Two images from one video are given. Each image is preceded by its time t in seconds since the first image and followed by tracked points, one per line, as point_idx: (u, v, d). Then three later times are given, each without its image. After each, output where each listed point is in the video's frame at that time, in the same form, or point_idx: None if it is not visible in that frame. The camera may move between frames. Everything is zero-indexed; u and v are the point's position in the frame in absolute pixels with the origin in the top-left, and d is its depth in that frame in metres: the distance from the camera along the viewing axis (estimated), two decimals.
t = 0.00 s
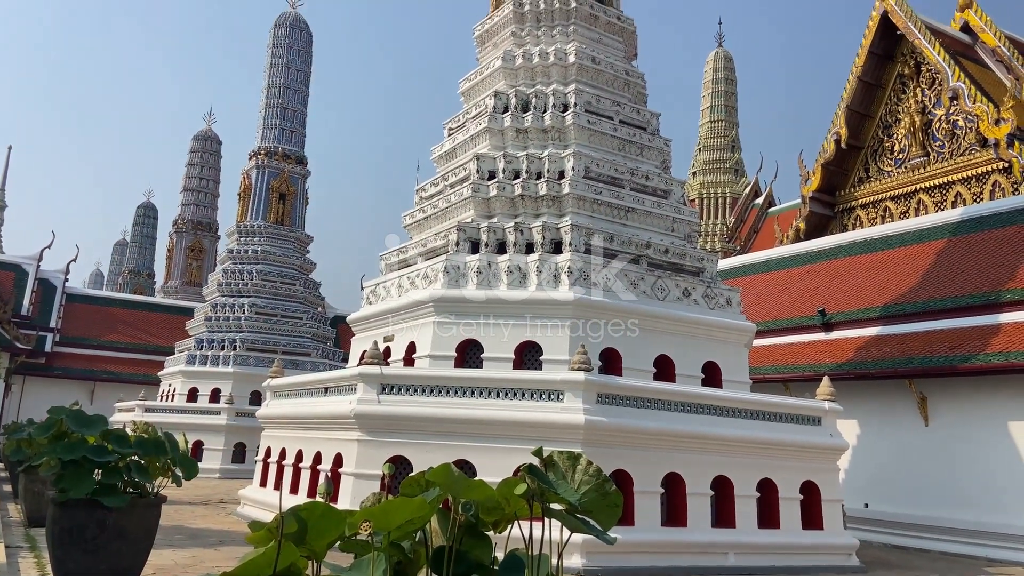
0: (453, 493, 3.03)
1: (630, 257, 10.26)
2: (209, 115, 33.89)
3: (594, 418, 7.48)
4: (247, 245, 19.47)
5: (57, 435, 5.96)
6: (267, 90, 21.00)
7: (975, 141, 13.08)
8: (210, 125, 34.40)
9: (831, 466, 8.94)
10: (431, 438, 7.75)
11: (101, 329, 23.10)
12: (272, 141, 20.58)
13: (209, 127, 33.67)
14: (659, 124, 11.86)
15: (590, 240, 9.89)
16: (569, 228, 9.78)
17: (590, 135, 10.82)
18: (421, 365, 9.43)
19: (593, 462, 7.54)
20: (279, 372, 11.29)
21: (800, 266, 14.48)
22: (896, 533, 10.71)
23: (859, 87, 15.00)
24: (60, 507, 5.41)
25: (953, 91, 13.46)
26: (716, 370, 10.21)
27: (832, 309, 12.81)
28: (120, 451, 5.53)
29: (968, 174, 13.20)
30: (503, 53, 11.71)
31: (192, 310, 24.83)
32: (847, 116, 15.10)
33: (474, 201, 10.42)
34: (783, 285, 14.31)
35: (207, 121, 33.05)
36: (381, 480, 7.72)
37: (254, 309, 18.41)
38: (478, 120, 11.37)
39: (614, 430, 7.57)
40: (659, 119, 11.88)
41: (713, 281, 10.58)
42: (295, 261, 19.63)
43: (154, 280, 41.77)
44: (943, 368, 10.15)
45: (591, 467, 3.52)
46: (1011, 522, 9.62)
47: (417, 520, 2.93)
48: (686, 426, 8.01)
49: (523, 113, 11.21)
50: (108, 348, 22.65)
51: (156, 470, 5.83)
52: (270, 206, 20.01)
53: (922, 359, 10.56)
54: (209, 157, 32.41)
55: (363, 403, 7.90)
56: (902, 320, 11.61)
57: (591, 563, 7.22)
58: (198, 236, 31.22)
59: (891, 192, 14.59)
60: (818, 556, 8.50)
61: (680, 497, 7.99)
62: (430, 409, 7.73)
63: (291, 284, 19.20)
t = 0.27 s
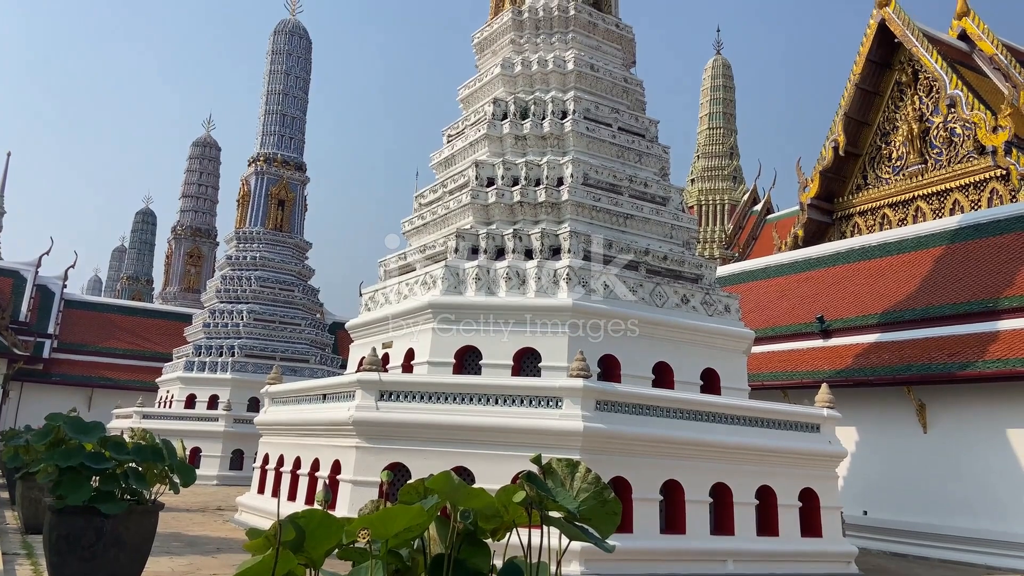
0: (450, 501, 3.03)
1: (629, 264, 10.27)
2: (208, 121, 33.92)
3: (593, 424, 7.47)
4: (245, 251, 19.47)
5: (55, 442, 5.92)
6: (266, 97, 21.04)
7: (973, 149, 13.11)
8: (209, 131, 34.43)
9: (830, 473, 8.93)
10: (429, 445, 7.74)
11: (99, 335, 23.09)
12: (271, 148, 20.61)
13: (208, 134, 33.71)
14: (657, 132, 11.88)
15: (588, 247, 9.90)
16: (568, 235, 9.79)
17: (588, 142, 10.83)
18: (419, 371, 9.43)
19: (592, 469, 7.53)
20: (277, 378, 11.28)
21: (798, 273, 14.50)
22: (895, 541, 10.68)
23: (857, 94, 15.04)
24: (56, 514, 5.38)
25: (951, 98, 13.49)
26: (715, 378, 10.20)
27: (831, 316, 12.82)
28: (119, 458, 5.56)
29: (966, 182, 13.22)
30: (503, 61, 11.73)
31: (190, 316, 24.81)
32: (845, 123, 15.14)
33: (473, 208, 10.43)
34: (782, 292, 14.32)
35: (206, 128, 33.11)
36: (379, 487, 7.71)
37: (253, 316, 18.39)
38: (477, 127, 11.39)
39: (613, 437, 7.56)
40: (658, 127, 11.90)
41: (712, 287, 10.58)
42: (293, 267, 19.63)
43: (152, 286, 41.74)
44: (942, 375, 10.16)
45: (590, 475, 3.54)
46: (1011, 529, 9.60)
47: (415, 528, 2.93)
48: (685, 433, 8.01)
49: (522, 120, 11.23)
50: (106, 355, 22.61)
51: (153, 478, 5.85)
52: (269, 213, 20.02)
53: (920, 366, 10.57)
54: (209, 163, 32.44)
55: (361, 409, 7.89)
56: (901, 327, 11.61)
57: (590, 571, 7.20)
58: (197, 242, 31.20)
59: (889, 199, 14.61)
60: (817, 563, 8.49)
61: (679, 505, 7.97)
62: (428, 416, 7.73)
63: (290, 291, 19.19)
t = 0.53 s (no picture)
0: (449, 508, 3.03)
1: (628, 269, 10.27)
2: (207, 126, 33.93)
3: (592, 430, 7.46)
4: (244, 257, 19.46)
5: (53, 448, 5.89)
6: (266, 103, 21.07)
7: (972, 155, 13.13)
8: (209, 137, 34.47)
9: (828, 479, 8.92)
10: (428, 451, 7.72)
11: (98, 340, 23.04)
12: (270, 153, 20.63)
13: (207, 139, 33.75)
14: (656, 137, 11.89)
15: (587, 252, 9.90)
16: (566, 240, 9.79)
17: (587, 148, 10.85)
18: (418, 377, 9.42)
19: (591, 475, 7.52)
20: (276, 384, 11.26)
21: (797, 278, 14.51)
22: (895, 547, 10.66)
23: (855, 100, 15.08)
24: (54, 520, 5.37)
25: (949, 105, 13.53)
26: (713, 383, 10.20)
27: (830, 322, 12.82)
28: (116, 464, 5.51)
29: (964, 187, 13.24)
30: (502, 67, 11.75)
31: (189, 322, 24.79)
32: (844, 129, 15.17)
33: (472, 213, 10.43)
34: (780, 298, 14.33)
35: (205, 133, 33.17)
36: (377, 494, 7.69)
37: (252, 321, 18.38)
38: (476, 133, 11.41)
39: (612, 443, 7.55)
40: (656, 132, 11.92)
41: (710, 293, 10.59)
42: (292, 272, 19.63)
43: (150, 291, 41.71)
44: (941, 381, 10.16)
45: (589, 481, 3.55)
46: (1011, 535, 9.59)
47: (413, 535, 2.91)
48: (685, 439, 8.00)
49: (521, 125, 11.24)
50: (104, 360, 22.59)
51: (151, 483, 5.81)
52: (268, 218, 20.02)
53: (919, 372, 10.57)
54: (208, 169, 32.47)
55: (360, 415, 7.87)
56: (900, 332, 11.61)
57: None
58: (196, 247, 31.18)
59: (887, 205, 14.63)
60: (816, 570, 8.47)
61: (678, 511, 7.96)
62: (427, 422, 7.71)
63: (289, 296, 19.18)
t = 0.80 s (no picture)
0: (448, 513, 3.03)
1: (627, 274, 10.28)
2: (206, 131, 33.97)
3: (591, 435, 7.45)
4: (243, 262, 19.46)
5: (50, 454, 5.87)
6: (265, 108, 21.12)
7: (970, 160, 13.15)
8: (208, 142, 34.51)
9: (827, 485, 8.92)
10: (427, 456, 7.72)
11: (96, 345, 23.02)
12: (270, 159, 20.66)
13: (207, 145, 33.80)
14: (655, 143, 11.92)
15: (586, 257, 9.91)
16: (566, 245, 9.80)
17: (586, 153, 10.86)
18: (417, 382, 9.42)
19: (590, 480, 7.51)
20: (275, 389, 11.25)
21: (795, 283, 14.52)
22: (894, 552, 10.64)
23: (854, 106, 15.11)
24: (51, 527, 5.36)
25: (947, 110, 13.55)
26: (712, 389, 10.20)
27: (829, 327, 12.82)
28: (114, 469, 5.52)
29: (963, 193, 13.26)
30: (501, 72, 11.78)
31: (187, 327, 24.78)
32: (842, 135, 15.21)
33: (471, 218, 10.44)
34: (779, 303, 14.34)
35: (205, 138, 33.27)
36: (376, 499, 7.69)
37: (250, 326, 18.36)
38: (475, 138, 11.43)
39: (611, 448, 7.54)
40: (655, 138, 11.94)
41: (709, 298, 10.60)
42: (292, 277, 19.62)
43: (149, 297, 41.68)
44: (940, 386, 10.15)
45: (587, 488, 3.58)
46: (1011, 541, 9.58)
47: (412, 541, 2.92)
48: (683, 444, 7.99)
49: (520, 131, 11.26)
50: (103, 365, 22.56)
51: (149, 489, 5.83)
52: (267, 224, 20.03)
53: (918, 377, 10.57)
54: (207, 174, 32.53)
55: (359, 421, 7.86)
56: (899, 338, 11.62)
57: None
58: (195, 253, 31.18)
59: (886, 211, 14.65)
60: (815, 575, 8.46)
61: (677, 517, 7.95)
62: (426, 427, 7.71)
63: (288, 301, 19.18)
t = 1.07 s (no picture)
0: (447, 518, 3.03)
1: (626, 279, 10.28)
2: (206, 136, 33.99)
3: (591, 440, 7.45)
4: (242, 266, 19.45)
5: (49, 459, 5.84)
6: (264, 113, 21.15)
7: (968, 165, 13.17)
8: (208, 147, 34.52)
9: (827, 489, 8.91)
10: (426, 461, 7.71)
11: (95, 350, 23.01)
12: (269, 163, 20.68)
13: (206, 149, 33.82)
14: (654, 148, 11.93)
15: (585, 262, 9.91)
16: (565, 250, 9.80)
17: (585, 158, 10.88)
18: (416, 387, 9.41)
19: (589, 485, 7.50)
20: (274, 394, 11.24)
21: (794, 288, 14.52)
22: (894, 557, 10.62)
23: (853, 110, 15.14)
24: (50, 532, 5.34)
25: (946, 115, 13.58)
26: (711, 393, 10.19)
27: (828, 332, 12.82)
28: (112, 475, 5.48)
29: (961, 198, 13.27)
30: (500, 77, 11.79)
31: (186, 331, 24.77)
32: (841, 139, 15.23)
33: (470, 222, 10.45)
34: (778, 308, 14.34)
35: (205, 143, 33.33)
36: (375, 504, 7.67)
37: (249, 331, 18.35)
38: (474, 143, 11.44)
39: (610, 453, 7.54)
40: (654, 142, 11.96)
41: (709, 303, 10.60)
42: (291, 282, 19.61)
43: (148, 301, 41.67)
44: (939, 391, 10.15)
45: (587, 494, 3.59)
46: (1010, 545, 9.58)
47: (412, 546, 2.91)
48: (683, 449, 7.98)
49: (519, 135, 11.27)
50: (101, 370, 22.53)
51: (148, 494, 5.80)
52: (267, 228, 20.02)
53: (917, 382, 10.57)
54: (206, 179, 32.55)
55: (358, 425, 7.85)
56: (898, 342, 11.62)
57: None
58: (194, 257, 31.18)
59: (884, 215, 14.67)
60: None
61: (677, 521, 7.94)
62: (425, 431, 7.70)
63: (287, 306, 19.17)
